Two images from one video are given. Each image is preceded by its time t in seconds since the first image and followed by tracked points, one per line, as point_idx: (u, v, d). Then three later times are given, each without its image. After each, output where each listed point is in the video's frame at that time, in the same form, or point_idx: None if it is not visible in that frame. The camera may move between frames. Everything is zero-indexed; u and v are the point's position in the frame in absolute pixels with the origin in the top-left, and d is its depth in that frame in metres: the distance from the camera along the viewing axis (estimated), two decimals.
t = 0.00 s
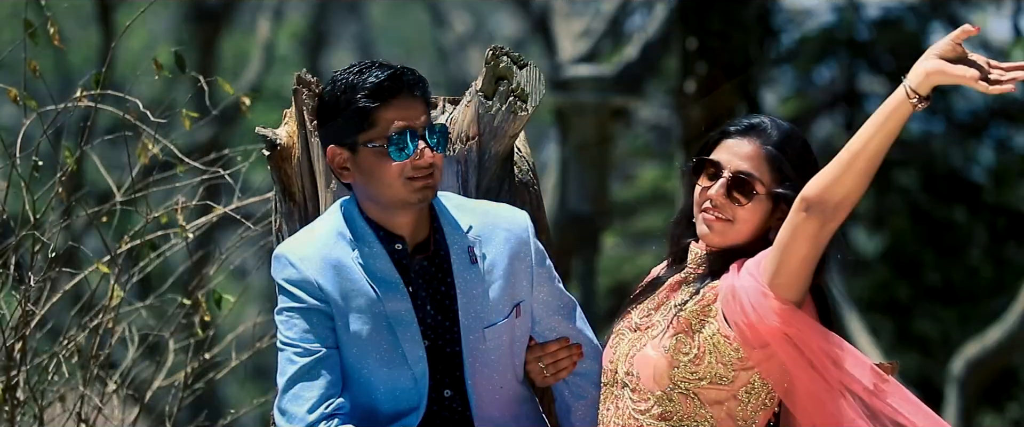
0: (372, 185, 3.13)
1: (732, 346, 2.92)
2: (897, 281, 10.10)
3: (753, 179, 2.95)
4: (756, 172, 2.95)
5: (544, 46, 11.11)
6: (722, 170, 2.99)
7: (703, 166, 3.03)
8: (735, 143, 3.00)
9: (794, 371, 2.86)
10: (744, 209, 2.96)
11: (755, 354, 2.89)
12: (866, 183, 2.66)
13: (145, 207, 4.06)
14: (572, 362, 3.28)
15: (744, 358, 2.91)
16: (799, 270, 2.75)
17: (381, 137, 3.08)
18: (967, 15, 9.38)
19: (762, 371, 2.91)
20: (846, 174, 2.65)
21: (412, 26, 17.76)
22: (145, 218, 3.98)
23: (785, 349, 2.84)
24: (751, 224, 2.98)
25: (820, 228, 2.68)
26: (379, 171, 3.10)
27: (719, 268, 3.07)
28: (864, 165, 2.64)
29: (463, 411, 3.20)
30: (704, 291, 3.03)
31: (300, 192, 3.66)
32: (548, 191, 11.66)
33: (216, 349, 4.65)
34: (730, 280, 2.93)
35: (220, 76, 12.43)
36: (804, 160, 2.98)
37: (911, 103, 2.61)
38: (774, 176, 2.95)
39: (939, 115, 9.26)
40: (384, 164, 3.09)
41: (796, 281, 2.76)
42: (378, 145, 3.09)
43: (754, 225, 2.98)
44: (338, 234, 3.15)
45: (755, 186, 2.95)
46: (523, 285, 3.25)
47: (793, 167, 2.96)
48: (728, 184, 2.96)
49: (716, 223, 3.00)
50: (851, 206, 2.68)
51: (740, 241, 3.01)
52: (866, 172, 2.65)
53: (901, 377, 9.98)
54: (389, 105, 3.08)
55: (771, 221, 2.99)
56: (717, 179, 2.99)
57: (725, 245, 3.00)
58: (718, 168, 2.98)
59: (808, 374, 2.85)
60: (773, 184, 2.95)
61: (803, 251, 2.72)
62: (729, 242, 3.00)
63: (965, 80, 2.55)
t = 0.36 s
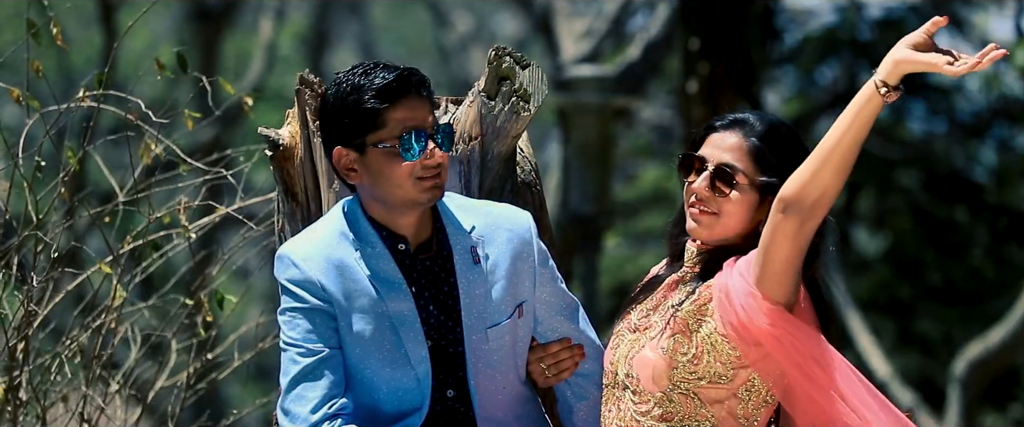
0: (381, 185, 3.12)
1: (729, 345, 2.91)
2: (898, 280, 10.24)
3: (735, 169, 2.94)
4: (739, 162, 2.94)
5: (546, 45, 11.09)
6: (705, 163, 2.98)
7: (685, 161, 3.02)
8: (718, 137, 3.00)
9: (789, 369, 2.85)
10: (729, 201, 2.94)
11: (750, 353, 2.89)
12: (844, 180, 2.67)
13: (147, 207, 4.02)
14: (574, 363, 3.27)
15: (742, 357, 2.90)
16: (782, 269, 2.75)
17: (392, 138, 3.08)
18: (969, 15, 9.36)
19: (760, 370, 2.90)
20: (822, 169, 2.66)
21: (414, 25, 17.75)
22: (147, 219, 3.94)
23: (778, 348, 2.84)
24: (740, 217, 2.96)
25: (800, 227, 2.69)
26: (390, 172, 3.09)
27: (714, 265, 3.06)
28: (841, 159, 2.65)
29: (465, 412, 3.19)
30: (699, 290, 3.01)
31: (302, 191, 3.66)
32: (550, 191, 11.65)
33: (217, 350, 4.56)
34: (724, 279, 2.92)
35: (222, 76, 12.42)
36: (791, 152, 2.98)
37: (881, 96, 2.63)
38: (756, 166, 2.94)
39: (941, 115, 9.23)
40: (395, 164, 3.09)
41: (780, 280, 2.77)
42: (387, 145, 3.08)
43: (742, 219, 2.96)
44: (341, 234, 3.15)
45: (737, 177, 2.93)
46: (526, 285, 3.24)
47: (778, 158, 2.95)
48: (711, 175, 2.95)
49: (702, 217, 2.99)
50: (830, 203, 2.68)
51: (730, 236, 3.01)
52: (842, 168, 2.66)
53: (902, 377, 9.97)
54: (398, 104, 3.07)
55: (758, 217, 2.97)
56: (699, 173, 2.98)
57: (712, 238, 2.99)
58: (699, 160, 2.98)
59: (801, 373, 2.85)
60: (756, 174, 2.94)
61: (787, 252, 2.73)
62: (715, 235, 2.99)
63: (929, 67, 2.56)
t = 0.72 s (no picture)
0: (389, 187, 3.12)
1: (727, 343, 2.95)
2: (903, 280, 10.17)
3: (712, 159, 3.00)
4: (718, 153, 3.00)
5: (552, 46, 11.07)
6: (690, 157, 3.05)
7: (674, 158, 3.11)
8: (704, 131, 3.06)
9: (785, 366, 2.90)
10: (709, 191, 3.01)
11: (746, 352, 2.93)
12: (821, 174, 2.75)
13: (152, 207, 4.00)
14: (578, 363, 3.27)
15: (739, 355, 2.94)
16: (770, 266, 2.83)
17: (403, 137, 3.07)
18: (975, 15, 9.33)
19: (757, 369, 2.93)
20: (800, 162, 2.73)
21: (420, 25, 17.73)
22: (152, 219, 3.93)
23: (774, 346, 2.88)
24: (723, 208, 3.01)
25: (780, 224, 2.78)
26: (398, 171, 3.09)
27: (713, 265, 3.10)
28: (817, 154, 2.72)
29: (470, 412, 3.18)
30: (696, 290, 3.05)
31: (306, 191, 3.66)
32: (555, 191, 11.63)
33: (225, 347, 4.53)
34: (718, 278, 2.98)
35: (227, 76, 12.42)
36: (773, 142, 3.00)
37: (853, 88, 2.71)
38: (733, 154, 2.99)
39: (946, 115, 9.20)
40: (405, 163, 3.08)
41: (768, 275, 2.84)
42: (401, 144, 3.08)
43: (725, 209, 3.01)
44: (347, 234, 3.15)
45: (715, 167, 3.00)
46: (530, 285, 3.24)
47: (757, 148, 2.99)
48: (693, 166, 3.02)
49: (690, 210, 3.05)
50: (808, 198, 2.76)
51: (723, 232, 3.06)
52: (820, 161, 2.73)
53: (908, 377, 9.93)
54: (408, 104, 3.07)
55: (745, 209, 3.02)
56: (685, 167, 3.06)
57: (698, 230, 3.05)
58: (683, 153, 3.05)
59: (797, 370, 2.89)
60: (734, 163, 2.99)
61: (774, 250, 2.81)
62: (702, 227, 3.05)
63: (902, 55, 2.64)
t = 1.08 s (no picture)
0: (397, 186, 3.11)
1: (725, 341, 2.91)
2: (909, 280, 9.96)
3: (701, 153, 2.97)
4: (708, 147, 2.97)
5: (557, 45, 11.05)
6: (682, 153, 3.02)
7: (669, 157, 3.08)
8: (699, 128, 3.03)
9: (783, 363, 2.87)
10: (699, 185, 2.97)
11: (743, 350, 2.89)
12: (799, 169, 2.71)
13: (158, 206, 3.97)
14: (584, 363, 3.28)
15: (736, 353, 2.90)
16: (756, 262, 2.78)
17: (414, 137, 3.06)
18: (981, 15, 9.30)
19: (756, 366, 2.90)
20: (777, 154, 2.69)
21: (423, 25, 17.72)
22: (158, 218, 3.90)
23: (770, 342, 2.85)
24: (714, 202, 2.96)
25: (762, 217, 2.74)
26: (406, 170, 3.08)
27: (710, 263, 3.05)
28: (793, 144, 2.68)
29: (476, 413, 3.19)
30: (693, 288, 3.01)
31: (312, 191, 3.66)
32: (561, 191, 11.62)
33: (230, 347, 4.51)
34: (711, 275, 2.94)
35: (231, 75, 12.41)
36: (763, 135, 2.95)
37: (824, 78, 2.67)
38: (722, 147, 2.96)
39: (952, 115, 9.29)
40: (414, 163, 3.07)
41: (754, 271, 2.79)
42: (411, 143, 3.07)
43: (717, 204, 2.96)
44: (353, 233, 3.14)
45: (704, 161, 2.97)
46: (535, 285, 3.23)
47: (748, 140, 2.95)
48: (687, 162, 2.98)
49: (683, 206, 3.01)
50: (787, 193, 2.72)
51: (715, 228, 2.99)
52: (796, 154, 2.69)
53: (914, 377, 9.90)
54: (417, 103, 3.06)
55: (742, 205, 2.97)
56: (677, 164, 3.03)
57: (691, 226, 2.99)
58: (677, 149, 3.02)
59: (795, 367, 2.86)
60: (726, 154, 2.96)
61: (758, 245, 2.76)
62: (695, 223, 2.99)
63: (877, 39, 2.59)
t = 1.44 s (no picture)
0: (407, 185, 3.10)
1: (725, 335, 2.81)
2: (915, 279, 9.71)
3: (694, 148, 2.88)
4: (701, 141, 2.88)
5: (564, 44, 11.03)
6: (677, 148, 2.92)
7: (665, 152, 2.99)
8: (693, 123, 2.93)
9: (779, 357, 2.76)
10: (691, 180, 2.87)
11: (740, 345, 2.79)
12: (770, 157, 2.57)
13: (164, 205, 3.94)
14: (589, 362, 3.27)
15: (734, 347, 2.81)
16: (739, 257, 2.67)
17: (424, 135, 3.06)
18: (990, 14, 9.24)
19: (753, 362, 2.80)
20: (747, 145, 2.56)
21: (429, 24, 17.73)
22: (164, 218, 3.87)
23: (764, 337, 2.75)
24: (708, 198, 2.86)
25: (739, 211, 2.61)
26: (416, 169, 3.07)
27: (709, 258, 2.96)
28: (762, 136, 2.55)
29: (482, 413, 3.19)
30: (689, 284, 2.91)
31: (319, 190, 3.65)
32: (568, 190, 11.59)
33: (237, 345, 4.49)
34: (706, 270, 2.85)
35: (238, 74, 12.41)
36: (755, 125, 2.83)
37: (789, 67, 2.52)
38: (714, 141, 2.86)
39: (958, 114, 9.37)
40: (425, 161, 3.07)
41: (738, 266, 2.68)
42: (422, 142, 3.06)
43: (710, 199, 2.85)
44: (360, 233, 3.14)
45: (695, 156, 2.87)
46: (541, 284, 3.23)
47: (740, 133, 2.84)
48: (682, 158, 2.88)
49: (677, 201, 2.90)
50: (762, 183, 2.59)
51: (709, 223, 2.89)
52: (766, 145, 2.55)
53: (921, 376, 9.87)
54: (426, 102, 3.06)
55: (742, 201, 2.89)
56: (671, 159, 2.94)
57: (684, 222, 2.89)
58: (671, 144, 2.93)
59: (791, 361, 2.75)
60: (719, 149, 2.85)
61: (738, 239, 2.65)
62: (689, 220, 2.89)
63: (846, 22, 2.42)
